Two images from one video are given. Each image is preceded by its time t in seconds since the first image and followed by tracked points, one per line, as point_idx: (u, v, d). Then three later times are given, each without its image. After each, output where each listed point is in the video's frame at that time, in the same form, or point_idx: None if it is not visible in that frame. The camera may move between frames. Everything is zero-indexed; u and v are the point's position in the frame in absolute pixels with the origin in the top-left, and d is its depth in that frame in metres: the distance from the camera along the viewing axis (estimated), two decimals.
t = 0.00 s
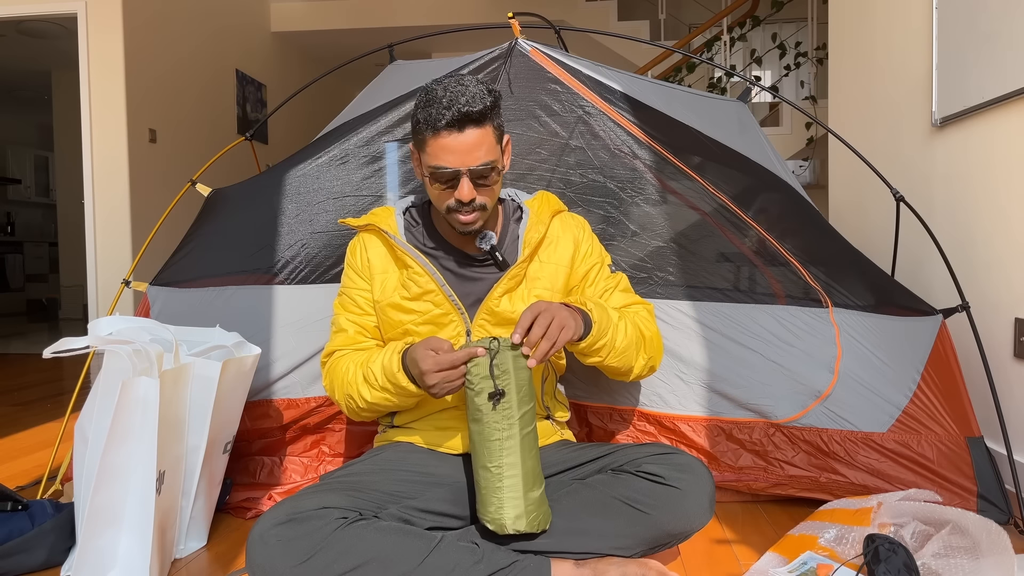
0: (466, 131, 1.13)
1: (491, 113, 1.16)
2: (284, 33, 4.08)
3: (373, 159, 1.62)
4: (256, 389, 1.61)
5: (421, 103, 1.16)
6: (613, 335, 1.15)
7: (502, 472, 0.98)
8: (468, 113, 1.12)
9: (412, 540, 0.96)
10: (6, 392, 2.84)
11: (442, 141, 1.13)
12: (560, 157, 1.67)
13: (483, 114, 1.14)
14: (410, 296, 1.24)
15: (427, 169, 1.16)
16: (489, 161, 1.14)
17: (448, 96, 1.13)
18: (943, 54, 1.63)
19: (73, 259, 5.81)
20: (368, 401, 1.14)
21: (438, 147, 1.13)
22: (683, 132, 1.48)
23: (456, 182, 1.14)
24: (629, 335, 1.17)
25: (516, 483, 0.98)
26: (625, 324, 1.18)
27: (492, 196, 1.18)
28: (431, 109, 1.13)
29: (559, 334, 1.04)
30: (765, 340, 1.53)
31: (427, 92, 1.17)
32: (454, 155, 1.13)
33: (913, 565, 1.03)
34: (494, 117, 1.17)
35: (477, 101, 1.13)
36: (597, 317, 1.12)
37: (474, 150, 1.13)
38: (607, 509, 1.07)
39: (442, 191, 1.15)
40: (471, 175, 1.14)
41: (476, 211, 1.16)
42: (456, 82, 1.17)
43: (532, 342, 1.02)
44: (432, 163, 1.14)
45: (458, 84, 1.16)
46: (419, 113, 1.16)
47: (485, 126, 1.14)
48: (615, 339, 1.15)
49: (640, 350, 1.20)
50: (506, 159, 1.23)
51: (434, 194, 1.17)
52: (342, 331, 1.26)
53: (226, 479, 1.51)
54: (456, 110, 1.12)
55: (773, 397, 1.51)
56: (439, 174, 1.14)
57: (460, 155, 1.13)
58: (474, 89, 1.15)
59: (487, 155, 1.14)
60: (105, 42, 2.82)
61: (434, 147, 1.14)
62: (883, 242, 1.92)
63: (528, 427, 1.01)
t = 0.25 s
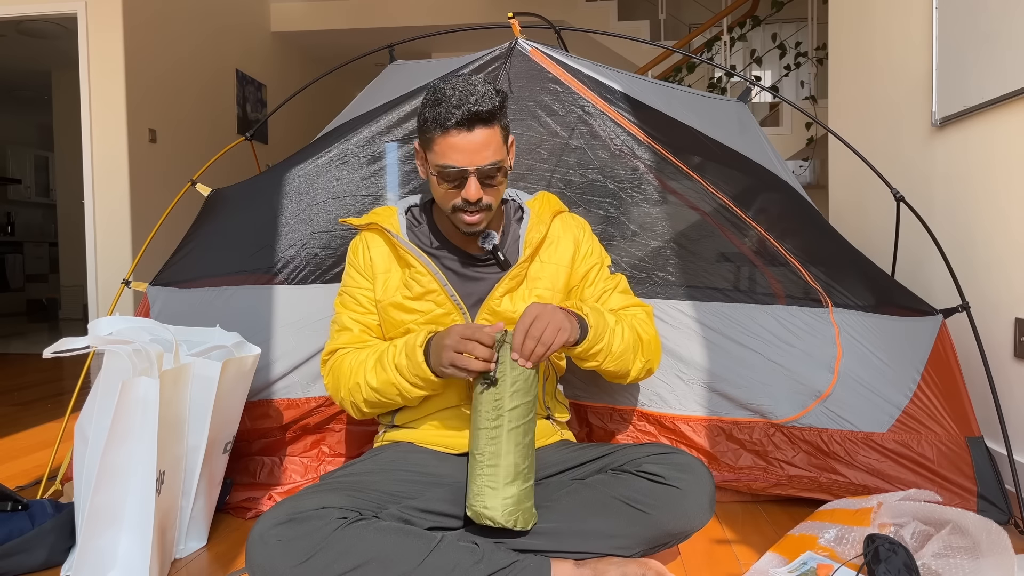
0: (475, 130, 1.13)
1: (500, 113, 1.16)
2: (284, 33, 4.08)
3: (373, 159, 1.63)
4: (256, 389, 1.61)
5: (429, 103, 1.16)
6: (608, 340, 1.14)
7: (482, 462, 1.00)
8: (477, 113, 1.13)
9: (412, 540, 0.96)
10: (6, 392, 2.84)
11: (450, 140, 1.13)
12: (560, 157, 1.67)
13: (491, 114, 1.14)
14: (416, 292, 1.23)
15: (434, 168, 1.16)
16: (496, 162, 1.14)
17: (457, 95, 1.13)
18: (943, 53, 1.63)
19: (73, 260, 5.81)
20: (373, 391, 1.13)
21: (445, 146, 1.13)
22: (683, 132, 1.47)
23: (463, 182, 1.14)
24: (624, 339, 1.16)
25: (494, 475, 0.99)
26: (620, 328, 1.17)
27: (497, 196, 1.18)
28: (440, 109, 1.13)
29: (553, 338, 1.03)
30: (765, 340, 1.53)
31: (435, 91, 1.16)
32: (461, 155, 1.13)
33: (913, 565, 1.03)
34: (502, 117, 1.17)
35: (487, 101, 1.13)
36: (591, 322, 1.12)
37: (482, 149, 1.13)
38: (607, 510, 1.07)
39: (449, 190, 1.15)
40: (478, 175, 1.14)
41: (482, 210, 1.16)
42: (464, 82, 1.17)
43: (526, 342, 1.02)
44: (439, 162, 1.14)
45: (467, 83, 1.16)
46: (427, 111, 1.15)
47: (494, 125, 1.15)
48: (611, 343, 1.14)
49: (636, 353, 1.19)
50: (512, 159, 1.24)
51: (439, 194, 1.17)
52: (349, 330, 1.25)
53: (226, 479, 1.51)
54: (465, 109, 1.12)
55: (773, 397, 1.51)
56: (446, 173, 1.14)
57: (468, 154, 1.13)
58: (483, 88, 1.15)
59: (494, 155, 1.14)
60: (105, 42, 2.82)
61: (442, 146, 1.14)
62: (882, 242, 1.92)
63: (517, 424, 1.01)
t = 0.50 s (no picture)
0: (479, 139, 1.13)
1: (503, 121, 1.16)
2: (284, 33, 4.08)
3: (373, 159, 1.63)
4: (256, 389, 1.61)
5: (432, 110, 1.15)
6: (610, 352, 1.13)
7: (487, 461, 1.00)
8: (481, 121, 1.12)
9: (412, 540, 0.96)
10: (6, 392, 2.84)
11: (454, 147, 1.12)
12: (560, 158, 1.68)
13: (495, 122, 1.14)
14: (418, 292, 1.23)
15: (438, 174, 1.16)
16: (499, 168, 1.14)
17: (461, 103, 1.12)
18: (943, 54, 1.63)
19: (73, 260, 5.81)
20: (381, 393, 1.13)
21: (449, 154, 1.13)
22: (683, 132, 1.47)
23: (466, 188, 1.14)
24: (627, 350, 1.15)
25: (498, 475, 0.99)
26: (625, 339, 1.16)
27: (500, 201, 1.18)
28: (443, 116, 1.12)
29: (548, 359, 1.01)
30: (765, 340, 1.53)
31: (438, 97, 1.16)
32: (464, 162, 1.13)
33: (913, 565, 1.03)
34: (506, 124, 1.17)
35: (490, 109, 1.13)
36: (597, 336, 1.11)
37: (485, 157, 1.13)
38: (607, 509, 1.07)
39: (453, 197, 1.15)
40: (482, 181, 1.14)
41: (485, 215, 1.16)
42: (468, 88, 1.16)
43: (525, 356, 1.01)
44: (442, 169, 1.14)
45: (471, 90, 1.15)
46: (431, 118, 1.15)
47: (498, 134, 1.14)
48: (612, 355, 1.13)
49: (638, 362, 1.18)
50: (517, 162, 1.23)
51: (443, 199, 1.17)
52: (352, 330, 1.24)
53: (226, 479, 1.51)
54: (468, 118, 1.12)
55: (773, 397, 1.51)
56: (450, 180, 1.14)
57: (471, 162, 1.13)
58: (487, 96, 1.14)
59: (498, 162, 1.14)
60: (105, 42, 2.82)
61: (445, 153, 1.13)
62: (883, 242, 1.92)
63: (523, 423, 1.01)
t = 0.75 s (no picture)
0: (481, 142, 1.12)
1: (507, 125, 1.15)
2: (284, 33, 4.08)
3: (373, 159, 1.63)
4: (256, 389, 1.61)
5: (436, 112, 1.15)
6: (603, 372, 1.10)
7: (483, 464, 1.00)
8: (484, 125, 1.12)
9: (412, 540, 0.96)
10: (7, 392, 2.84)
11: (457, 151, 1.12)
12: (560, 158, 1.68)
13: (498, 126, 1.13)
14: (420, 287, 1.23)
15: (440, 176, 1.16)
16: (502, 171, 1.14)
17: (465, 106, 1.12)
18: (943, 54, 1.63)
19: (73, 260, 5.81)
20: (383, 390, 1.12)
21: (451, 157, 1.13)
22: (683, 132, 1.47)
23: (468, 191, 1.14)
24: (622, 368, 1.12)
25: (495, 477, 0.99)
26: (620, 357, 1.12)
27: (502, 203, 1.18)
28: (446, 119, 1.12)
29: (537, 379, 1.01)
30: (765, 340, 1.53)
31: (442, 99, 1.15)
32: (466, 165, 1.13)
33: (913, 565, 1.03)
34: (510, 128, 1.16)
35: (494, 113, 1.13)
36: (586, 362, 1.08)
37: (487, 160, 1.13)
38: (607, 510, 1.07)
39: (455, 200, 1.15)
40: (484, 184, 1.14)
41: (487, 218, 1.16)
42: (472, 91, 1.16)
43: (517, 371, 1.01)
44: (445, 171, 1.14)
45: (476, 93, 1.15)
46: (434, 120, 1.14)
47: (501, 138, 1.14)
48: (605, 377, 1.11)
49: (635, 375, 1.15)
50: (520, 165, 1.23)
51: (445, 201, 1.17)
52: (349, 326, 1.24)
53: (226, 479, 1.51)
54: (471, 122, 1.11)
55: (773, 397, 1.51)
56: (452, 183, 1.14)
57: (473, 165, 1.12)
58: (491, 99, 1.14)
59: (501, 165, 1.14)
60: (105, 42, 2.82)
61: (447, 156, 1.13)
62: (883, 242, 1.92)
63: (518, 424, 1.02)
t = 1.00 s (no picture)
0: (483, 140, 1.12)
1: (510, 123, 1.15)
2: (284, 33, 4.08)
3: (373, 159, 1.63)
4: (256, 389, 1.61)
5: (440, 108, 1.15)
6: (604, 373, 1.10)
7: (487, 473, 0.99)
8: (486, 122, 1.12)
9: (412, 540, 0.97)
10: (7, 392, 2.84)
11: (459, 148, 1.12)
12: (560, 158, 1.68)
13: (501, 124, 1.13)
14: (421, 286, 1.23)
15: (442, 172, 1.16)
16: (504, 169, 1.14)
17: (468, 103, 1.12)
18: (943, 54, 1.63)
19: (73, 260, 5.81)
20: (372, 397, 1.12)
21: (453, 153, 1.13)
22: (684, 132, 1.47)
23: (470, 188, 1.14)
24: (623, 370, 1.12)
25: (499, 486, 0.99)
26: (622, 359, 1.12)
27: (505, 201, 1.18)
28: (449, 115, 1.13)
29: (539, 380, 1.01)
30: (765, 340, 1.53)
31: (447, 96, 1.16)
32: (468, 162, 1.13)
33: (913, 565, 1.03)
34: (513, 126, 1.16)
35: (497, 111, 1.13)
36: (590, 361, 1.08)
37: (490, 158, 1.13)
38: (607, 510, 1.07)
39: (457, 196, 1.15)
40: (486, 182, 1.14)
41: (488, 216, 1.16)
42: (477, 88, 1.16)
43: (518, 375, 1.00)
44: (447, 167, 1.14)
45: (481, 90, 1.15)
46: (439, 116, 1.15)
47: (504, 136, 1.14)
48: (607, 378, 1.11)
49: (635, 377, 1.15)
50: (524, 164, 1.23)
51: (448, 197, 1.18)
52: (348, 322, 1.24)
53: (226, 479, 1.51)
54: (474, 119, 1.12)
55: (773, 397, 1.51)
56: (454, 179, 1.14)
57: (475, 162, 1.13)
58: (495, 97, 1.14)
59: (503, 163, 1.14)
60: (105, 41, 2.82)
61: (449, 152, 1.13)
62: (883, 241, 1.92)
63: (516, 429, 1.02)
